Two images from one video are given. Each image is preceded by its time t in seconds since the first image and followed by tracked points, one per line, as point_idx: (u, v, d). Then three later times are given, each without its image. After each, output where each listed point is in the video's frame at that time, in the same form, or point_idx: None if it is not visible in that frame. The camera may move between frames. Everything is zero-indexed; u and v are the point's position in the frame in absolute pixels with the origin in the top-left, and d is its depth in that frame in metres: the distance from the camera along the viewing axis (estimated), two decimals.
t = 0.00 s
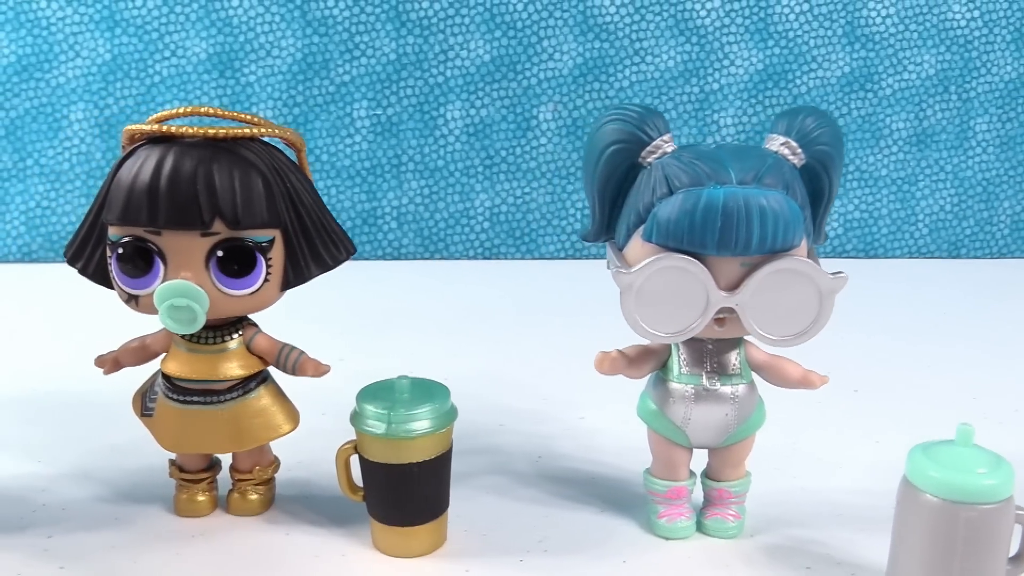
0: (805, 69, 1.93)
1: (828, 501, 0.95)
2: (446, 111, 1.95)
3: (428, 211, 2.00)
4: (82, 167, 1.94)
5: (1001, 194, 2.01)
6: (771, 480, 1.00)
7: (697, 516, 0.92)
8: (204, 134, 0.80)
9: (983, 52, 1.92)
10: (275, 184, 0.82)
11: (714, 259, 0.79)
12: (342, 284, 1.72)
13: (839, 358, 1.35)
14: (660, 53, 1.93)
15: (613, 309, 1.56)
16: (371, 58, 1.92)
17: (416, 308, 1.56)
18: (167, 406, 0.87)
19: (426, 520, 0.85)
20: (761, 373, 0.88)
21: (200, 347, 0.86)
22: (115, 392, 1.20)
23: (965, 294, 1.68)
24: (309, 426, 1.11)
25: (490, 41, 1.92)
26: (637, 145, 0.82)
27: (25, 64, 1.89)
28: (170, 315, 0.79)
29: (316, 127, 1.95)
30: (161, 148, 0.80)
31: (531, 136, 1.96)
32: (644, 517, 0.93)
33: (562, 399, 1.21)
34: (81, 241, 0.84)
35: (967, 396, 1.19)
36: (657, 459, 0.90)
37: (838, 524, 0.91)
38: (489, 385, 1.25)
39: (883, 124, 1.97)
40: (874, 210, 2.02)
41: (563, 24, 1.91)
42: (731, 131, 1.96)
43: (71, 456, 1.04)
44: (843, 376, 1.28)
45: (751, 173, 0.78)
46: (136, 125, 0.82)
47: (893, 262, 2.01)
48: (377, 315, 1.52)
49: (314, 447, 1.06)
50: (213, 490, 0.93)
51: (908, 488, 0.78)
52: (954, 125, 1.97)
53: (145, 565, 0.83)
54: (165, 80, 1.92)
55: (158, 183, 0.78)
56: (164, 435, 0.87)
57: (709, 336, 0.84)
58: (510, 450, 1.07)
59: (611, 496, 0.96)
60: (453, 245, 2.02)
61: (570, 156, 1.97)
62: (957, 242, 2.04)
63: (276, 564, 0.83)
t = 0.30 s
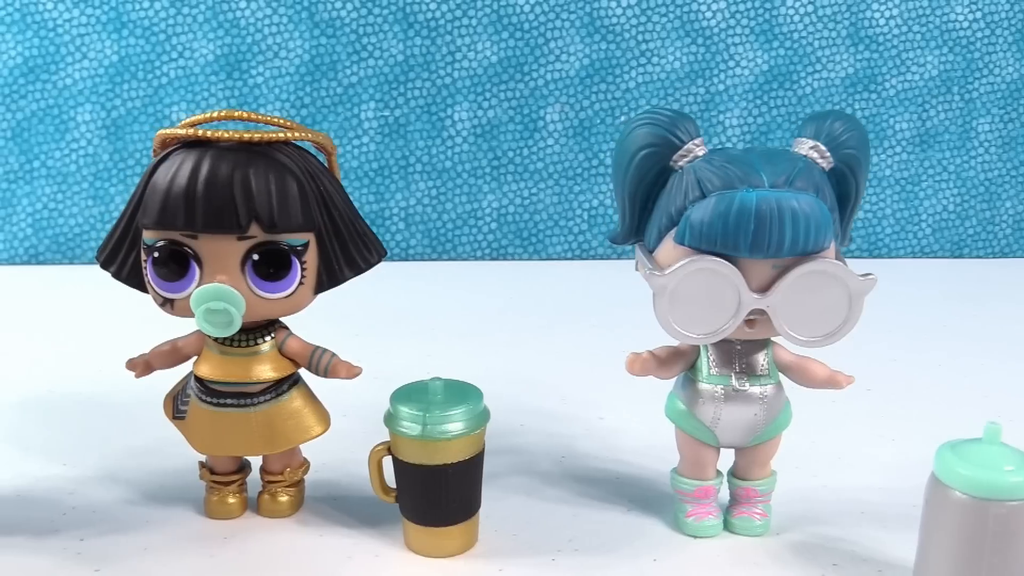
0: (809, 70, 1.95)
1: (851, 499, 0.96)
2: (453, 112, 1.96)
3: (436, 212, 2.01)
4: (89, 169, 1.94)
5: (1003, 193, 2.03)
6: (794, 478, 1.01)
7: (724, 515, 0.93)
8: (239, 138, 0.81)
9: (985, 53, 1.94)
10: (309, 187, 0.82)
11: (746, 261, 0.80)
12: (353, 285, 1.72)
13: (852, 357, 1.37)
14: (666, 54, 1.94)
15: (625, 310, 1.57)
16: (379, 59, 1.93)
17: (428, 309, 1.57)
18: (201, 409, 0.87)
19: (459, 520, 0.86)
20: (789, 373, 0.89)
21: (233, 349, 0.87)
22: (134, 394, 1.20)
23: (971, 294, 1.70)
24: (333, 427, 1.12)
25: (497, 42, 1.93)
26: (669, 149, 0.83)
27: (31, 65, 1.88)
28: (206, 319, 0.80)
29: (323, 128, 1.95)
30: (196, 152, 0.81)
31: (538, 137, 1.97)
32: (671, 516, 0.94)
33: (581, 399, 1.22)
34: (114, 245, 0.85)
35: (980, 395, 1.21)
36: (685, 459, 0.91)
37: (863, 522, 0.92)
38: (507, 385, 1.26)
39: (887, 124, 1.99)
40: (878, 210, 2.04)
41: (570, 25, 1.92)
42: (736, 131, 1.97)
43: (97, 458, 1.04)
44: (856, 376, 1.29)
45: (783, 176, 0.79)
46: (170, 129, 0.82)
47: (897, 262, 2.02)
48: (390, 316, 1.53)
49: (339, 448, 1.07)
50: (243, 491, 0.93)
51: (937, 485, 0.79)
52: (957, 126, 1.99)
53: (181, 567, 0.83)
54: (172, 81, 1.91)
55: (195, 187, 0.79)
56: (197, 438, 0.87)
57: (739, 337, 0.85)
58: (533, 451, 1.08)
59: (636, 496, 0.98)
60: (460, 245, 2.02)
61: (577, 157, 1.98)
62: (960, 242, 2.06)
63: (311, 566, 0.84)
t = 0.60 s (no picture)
0: (823, 72, 1.96)
1: (882, 498, 0.97)
2: (468, 112, 1.96)
3: (451, 212, 2.01)
4: (104, 168, 1.94)
5: (1016, 195, 2.04)
6: (824, 478, 1.02)
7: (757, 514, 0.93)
8: (281, 139, 0.81)
9: (998, 55, 1.95)
10: (350, 188, 0.83)
11: (785, 263, 0.81)
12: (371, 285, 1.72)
13: (872, 358, 1.37)
14: (680, 55, 1.95)
15: (643, 311, 1.58)
16: (394, 60, 1.93)
17: (447, 310, 1.57)
18: (240, 408, 0.87)
19: (498, 519, 0.86)
20: (824, 373, 0.89)
21: (272, 349, 0.87)
22: (161, 393, 1.21)
23: (985, 295, 1.71)
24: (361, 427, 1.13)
25: (512, 43, 1.93)
26: (707, 151, 0.84)
27: (47, 65, 1.89)
28: (248, 319, 0.80)
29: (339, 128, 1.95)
30: (238, 153, 0.81)
31: (552, 138, 1.98)
32: (704, 516, 0.94)
33: (606, 399, 1.23)
34: (154, 245, 0.85)
35: (1002, 395, 1.22)
36: (719, 459, 0.92)
37: (896, 521, 0.93)
38: (532, 385, 1.27)
39: (899, 126, 2.00)
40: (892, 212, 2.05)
41: (585, 26, 1.93)
42: (751, 132, 1.98)
43: (129, 458, 1.04)
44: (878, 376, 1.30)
45: (822, 179, 0.80)
46: (212, 130, 0.83)
47: (909, 263, 2.03)
48: (410, 317, 1.53)
49: (369, 448, 1.08)
50: (279, 491, 0.94)
51: (973, 484, 0.79)
52: (969, 127, 2.00)
53: (222, 566, 0.84)
54: (188, 81, 1.92)
55: (238, 187, 0.79)
56: (236, 437, 0.88)
57: (776, 337, 0.86)
58: (562, 451, 1.09)
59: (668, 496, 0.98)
60: (475, 246, 2.03)
61: (591, 158, 1.99)
62: (973, 243, 2.07)
63: (351, 564, 0.84)
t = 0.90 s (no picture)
0: (849, 73, 1.96)
1: (935, 498, 0.97)
2: (495, 114, 1.96)
3: (478, 214, 2.01)
4: (133, 171, 1.95)
5: None
6: (874, 478, 1.02)
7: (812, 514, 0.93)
8: (343, 139, 0.81)
9: None
10: (411, 189, 0.83)
11: (848, 262, 0.81)
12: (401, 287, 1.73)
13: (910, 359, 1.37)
14: (706, 57, 1.95)
15: (676, 313, 1.58)
16: (421, 62, 1.94)
17: (480, 312, 1.58)
18: (299, 408, 0.88)
19: (557, 519, 0.86)
20: (881, 374, 0.90)
21: (331, 349, 0.87)
22: (204, 395, 1.21)
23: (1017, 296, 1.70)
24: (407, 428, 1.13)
25: (539, 45, 1.93)
26: (767, 151, 0.84)
27: (76, 68, 1.91)
28: (311, 319, 0.80)
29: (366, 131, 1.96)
30: (300, 153, 0.81)
31: (579, 140, 1.98)
32: (759, 516, 0.94)
33: (648, 400, 1.23)
34: (214, 245, 0.85)
35: None
36: (775, 459, 0.92)
37: (951, 521, 0.93)
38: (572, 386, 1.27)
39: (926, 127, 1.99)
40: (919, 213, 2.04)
41: (611, 28, 1.93)
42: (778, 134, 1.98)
43: (178, 459, 1.05)
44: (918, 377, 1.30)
45: (885, 178, 0.80)
46: (273, 130, 0.83)
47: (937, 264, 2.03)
48: (444, 319, 1.54)
49: (417, 449, 1.08)
50: (333, 491, 0.94)
51: None
52: (996, 128, 2.00)
53: (282, 566, 0.84)
54: (216, 84, 1.92)
55: (302, 187, 0.79)
56: (294, 437, 0.88)
57: (836, 337, 0.86)
58: (609, 451, 1.09)
59: (721, 497, 0.98)
60: (502, 248, 2.03)
61: (618, 160, 1.99)
62: (1000, 244, 2.06)
63: (411, 564, 0.84)
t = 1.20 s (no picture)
0: (889, 70, 1.94)
1: (999, 498, 0.96)
2: (532, 116, 1.96)
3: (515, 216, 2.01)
4: (174, 175, 1.97)
5: None
6: (936, 478, 1.01)
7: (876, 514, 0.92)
8: (408, 140, 0.81)
9: None
10: (475, 189, 0.83)
11: (917, 259, 0.80)
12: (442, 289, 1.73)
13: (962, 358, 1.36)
14: (744, 55, 1.94)
15: (720, 313, 1.57)
16: (458, 64, 1.94)
17: (524, 314, 1.58)
18: (363, 408, 0.88)
19: (621, 519, 0.86)
20: (947, 372, 0.89)
21: (394, 349, 0.87)
22: (257, 396, 1.22)
23: None
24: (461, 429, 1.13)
25: (575, 46, 1.93)
26: (833, 148, 0.84)
27: (118, 74, 1.94)
28: (378, 319, 0.80)
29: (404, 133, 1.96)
30: (366, 154, 0.81)
31: (616, 140, 1.98)
32: (822, 516, 0.94)
33: (699, 400, 1.22)
34: (279, 246, 0.85)
35: None
36: (839, 458, 0.91)
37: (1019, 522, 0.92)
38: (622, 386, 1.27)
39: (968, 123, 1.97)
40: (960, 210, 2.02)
41: (648, 28, 1.92)
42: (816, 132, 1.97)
43: (237, 459, 1.06)
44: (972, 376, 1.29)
45: (955, 174, 0.79)
46: (338, 132, 0.83)
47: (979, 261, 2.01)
48: (489, 321, 1.54)
49: (473, 449, 1.08)
50: (394, 491, 0.94)
51: None
52: None
53: (349, 565, 0.84)
54: (255, 89, 1.94)
55: (369, 188, 0.79)
56: (358, 437, 0.88)
57: (903, 334, 0.85)
58: (665, 451, 1.09)
59: (782, 497, 0.98)
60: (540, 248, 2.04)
61: (655, 160, 1.99)
62: None
63: (477, 565, 0.84)
